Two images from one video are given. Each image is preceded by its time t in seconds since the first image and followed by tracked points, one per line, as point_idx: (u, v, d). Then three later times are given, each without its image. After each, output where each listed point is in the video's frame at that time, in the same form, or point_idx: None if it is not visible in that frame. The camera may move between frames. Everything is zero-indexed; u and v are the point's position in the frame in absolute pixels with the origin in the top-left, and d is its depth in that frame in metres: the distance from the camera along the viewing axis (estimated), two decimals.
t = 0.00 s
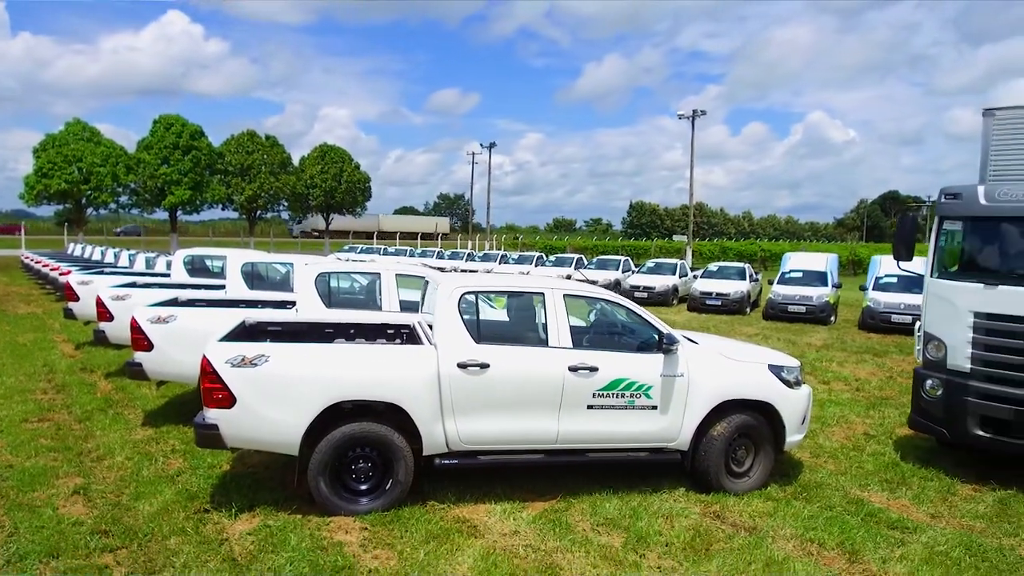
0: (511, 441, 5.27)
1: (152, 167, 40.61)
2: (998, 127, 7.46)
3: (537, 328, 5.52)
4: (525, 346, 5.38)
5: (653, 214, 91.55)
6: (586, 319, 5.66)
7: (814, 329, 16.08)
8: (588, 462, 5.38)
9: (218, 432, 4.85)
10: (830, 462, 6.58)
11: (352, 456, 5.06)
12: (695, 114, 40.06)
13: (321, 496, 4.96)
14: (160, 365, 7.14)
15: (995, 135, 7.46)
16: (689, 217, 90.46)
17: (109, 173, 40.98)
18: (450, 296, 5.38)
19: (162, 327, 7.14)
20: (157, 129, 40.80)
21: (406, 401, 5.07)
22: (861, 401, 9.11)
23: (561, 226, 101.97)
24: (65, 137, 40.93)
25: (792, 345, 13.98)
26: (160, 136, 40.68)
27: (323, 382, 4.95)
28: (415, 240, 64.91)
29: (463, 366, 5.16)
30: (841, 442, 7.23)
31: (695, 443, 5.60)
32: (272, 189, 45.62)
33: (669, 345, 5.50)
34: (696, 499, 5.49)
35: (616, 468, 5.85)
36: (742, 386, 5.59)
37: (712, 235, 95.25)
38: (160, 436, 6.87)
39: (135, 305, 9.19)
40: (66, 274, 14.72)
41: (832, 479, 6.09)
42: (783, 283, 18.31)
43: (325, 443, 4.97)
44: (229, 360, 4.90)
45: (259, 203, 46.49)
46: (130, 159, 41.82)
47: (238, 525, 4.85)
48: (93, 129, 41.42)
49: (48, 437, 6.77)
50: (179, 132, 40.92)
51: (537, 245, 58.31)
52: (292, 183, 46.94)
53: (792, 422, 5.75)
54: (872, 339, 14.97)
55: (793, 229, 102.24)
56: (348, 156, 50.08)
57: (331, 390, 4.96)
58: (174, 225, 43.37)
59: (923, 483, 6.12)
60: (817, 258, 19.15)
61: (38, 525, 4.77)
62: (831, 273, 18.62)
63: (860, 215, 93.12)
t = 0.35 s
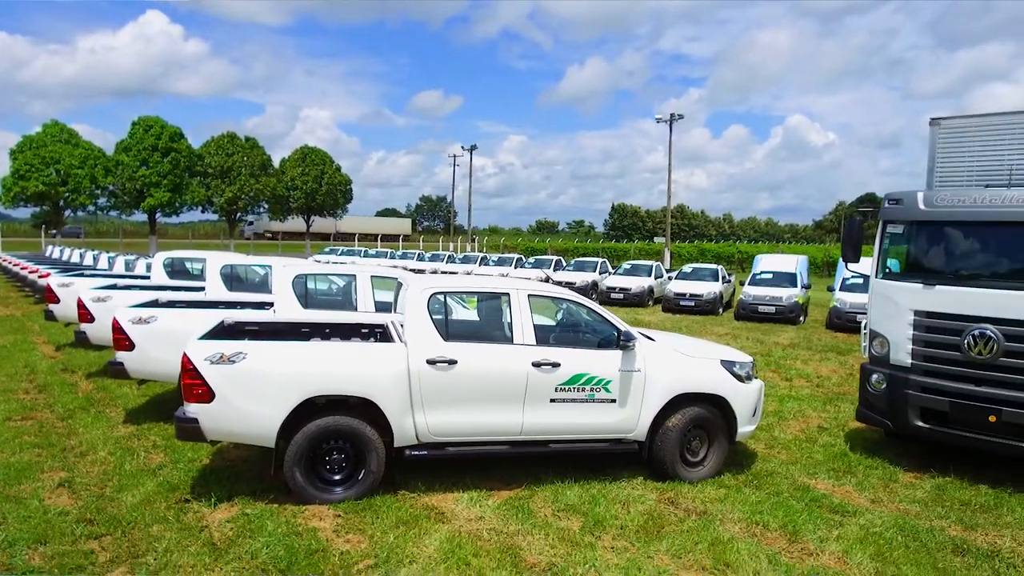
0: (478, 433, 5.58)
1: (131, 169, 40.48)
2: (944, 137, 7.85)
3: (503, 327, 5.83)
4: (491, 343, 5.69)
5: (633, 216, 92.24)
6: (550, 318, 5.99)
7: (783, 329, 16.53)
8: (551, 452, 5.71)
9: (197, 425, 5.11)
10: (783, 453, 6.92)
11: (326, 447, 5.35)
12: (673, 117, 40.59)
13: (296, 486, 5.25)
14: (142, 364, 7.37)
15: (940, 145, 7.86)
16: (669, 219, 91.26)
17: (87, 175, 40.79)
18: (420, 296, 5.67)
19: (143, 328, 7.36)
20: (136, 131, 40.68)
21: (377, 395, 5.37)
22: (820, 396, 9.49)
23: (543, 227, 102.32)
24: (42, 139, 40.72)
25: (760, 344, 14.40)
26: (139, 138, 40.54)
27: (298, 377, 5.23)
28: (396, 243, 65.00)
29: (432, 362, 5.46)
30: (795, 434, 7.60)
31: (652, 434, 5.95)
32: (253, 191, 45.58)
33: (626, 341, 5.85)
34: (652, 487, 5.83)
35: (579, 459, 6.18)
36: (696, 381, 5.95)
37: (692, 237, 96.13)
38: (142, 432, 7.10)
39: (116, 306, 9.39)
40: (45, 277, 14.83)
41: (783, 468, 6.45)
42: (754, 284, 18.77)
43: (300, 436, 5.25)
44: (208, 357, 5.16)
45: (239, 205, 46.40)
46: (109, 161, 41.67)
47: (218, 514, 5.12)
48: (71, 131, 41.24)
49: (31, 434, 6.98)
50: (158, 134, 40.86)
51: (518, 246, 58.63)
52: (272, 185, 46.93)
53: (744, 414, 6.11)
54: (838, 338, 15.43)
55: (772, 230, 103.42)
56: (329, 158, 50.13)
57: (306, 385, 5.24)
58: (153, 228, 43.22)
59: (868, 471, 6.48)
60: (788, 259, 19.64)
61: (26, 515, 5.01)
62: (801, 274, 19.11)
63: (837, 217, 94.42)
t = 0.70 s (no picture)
0: (457, 422, 5.88)
1: (123, 171, 40.68)
2: (907, 143, 8.19)
3: (482, 322, 6.13)
4: (471, 337, 5.99)
5: (625, 218, 92.69)
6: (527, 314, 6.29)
7: (765, 327, 16.89)
8: (527, 440, 6.02)
9: (190, 414, 5.40)
10: (751, 443, 7.24)
11: (313, 436, 5.64)
12: (662, 120, 40.99)
13: (284, 472, 5.54)
14: (136, 359, 7.64)
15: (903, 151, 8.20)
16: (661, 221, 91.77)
17: (78, 176, 40.87)
18: (403, 293, 5.97)
19: (138, 324, 7.63)
20: (129, 132, 40.88)
21: (362, 386, 5.66)
22: (794, 391, 9.82)
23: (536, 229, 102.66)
24: (34, 140, 40.84)
25: (742, 341, 14.73)
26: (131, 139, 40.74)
27: (287, 369, 5.52)
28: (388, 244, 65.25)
29: (414, 355, 5.75)
30: (765, 425, 7.93)
31: (624, 424, 6.27)
32: (245, 193, 45.78)
33: (599, 336, 6.16)
34: (624, 473, 6.15)
35: (555, 448, 6.49)
36: (666, 373, 6.27)
37: (683, 238, 96.65)
38: (136, 425, 7.37)
39: (110, 304, 9.66)
40: (40, 277, 15.03)
41: (750, 457, 6.76)
42: (738, 284, 19.13)
43: (288, 425, 5.55)
44: (200, 350, 5.43)
45: (231, 206, 46.55)
46: (100, 163, 41.77)
47: (209, 498, 5.40)
48: (63, 132, 41.38)
49: (30, 427, 7.24)
50: (150, 136, 41.02)
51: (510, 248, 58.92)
52: (264, 186, 47.10)
53: (711, 405, 6.43)
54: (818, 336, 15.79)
55: (763, 232, 104.06)
56: (322, 160, 50.34)
57: (294, 376, 5.53)
58: (145, 229, 43.34)
59: (831, 459, 6.79)
60: (771, 260, 20.01)
61: (27, 499, 5.29)
62: (784, 275, 19.49)
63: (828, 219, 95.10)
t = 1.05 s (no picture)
0: (439, 411, 6.17)
1: (122, 171, 41.24)
2: (877, 144, 8.50)
3: (463, 316, 6.41)
4: (452, 331, 6.27)
5: (623, 218, 92.97)
6: (506, 309, 6.58)
7: (752, 325, 17.18)
8: (506, 428, 6.32)
9: (184, 403, 5.68)
10: (725, 433, 7.53)
11: (300, 424, 5.94)
12: (657, 121, 41.28)
13: (273, 458, 5.83)
14: (133, 352, 7.92)
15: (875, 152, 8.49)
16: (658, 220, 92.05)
17: (77, 176, 41.12)
18: (387, 288, 6.25)
19: (135, 319, 7.93)
20: (128, 132, 41.27)
21: (347, 377, 5.95)
22: (773, 385, 10.10)
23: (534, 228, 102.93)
24: (34, 140, 41.13)
25: (728, 338, 15.02)
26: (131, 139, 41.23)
27: (275, 360, 5.81)
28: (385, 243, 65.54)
29: (397, 347, 6.04)
30: (740, 417, 8.22)
31: (599, 413, 6.57)
32: (243, 193, 46.09)
33: (575, 329, 6.46)
34: (598, 460, 6.44)
35: (534, 436, 6.78)
36: (639, 365, 6.57)
37: (681, 238, 96.93)
38: (133, 416, 7.66)
39: (108, 301, 9.95)
40: (40, 275, 15.29)
41: (721, 445, 7.06)
42: (727, 282, 19.42)
43: (277, 413, 5.84)
44: (193, 342, 5.71)
45: (230, 206, 46.84)
46: (99, 163, 42.09)
47: (202, 482, 5.69)
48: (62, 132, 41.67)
49: (31, 418, 7.53)
50: (149, 136, 41.40)
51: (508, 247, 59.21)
52: (263, 185, 47.37)
53: (683, 395, 6.73)
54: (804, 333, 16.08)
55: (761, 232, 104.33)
56: (320, 159, 50.62)
57: (282, 367, 5.82)
58: (144, 228, 43.63)
59: (800, 447, 7.08)
60: (761, 259, 20.30)
61: (28, 483, 5.58)
62: (773, 273, 19.78)
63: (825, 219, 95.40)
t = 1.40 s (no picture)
0: (424, 405, 6.45)
1: (122, 171, 41.72)
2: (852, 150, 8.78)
3: (447, 314, 6.68)
4: (436, 328, 6.54)
5: (621, 218, 93.24)
6: (489, 307, 6.84)
7: (742, 324, 17.46)
8: (488, 422, 6.59)
9: (179, 396, 5.96)
10: (702, 427, 7.80)
11: (291, 418, 6.21)
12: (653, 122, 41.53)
13: (264, 450, 6.10)
14: (131, 350, 8.19)
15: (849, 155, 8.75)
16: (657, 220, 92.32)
17: (77, 177, 41.40)
18: (373, 288, 6.51)
19: (133, 317, 8.19)
20: (128, 133, 41.65)
21: (335, 373, 6.22)
22: (754, 382, 10.38)
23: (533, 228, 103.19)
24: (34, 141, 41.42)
25: (716, 337, 15.29)
26: (130, 140, 41.71)
27: (266, 356, 6.08)
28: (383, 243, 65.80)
29: (383, 344, 6.30)
30: (719, 412, 8.49)
31: (578, 408, 6.85)
32: (242, 194, 46.39)
33: (555, 327, 6.73)
34: (577, 452, 6.72)
35: (517, 430, 7.06)
36: (617, 361, 6.85)
37: (679, 238, 97.18)
38: (131, 411, 7.93)
39: (107, 300, 10.22)
40: (40, 275, 15.55)
41: (697, 439, 7.33)
42: (718, 282, 19.69)
43: (268, 407, 6.11)
44: (188, 339, 5.98)
45: (229, 207, 47.12)
46: (99, 163, 42.38)
47: (196, 473, 5.97)
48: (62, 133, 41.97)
49: (32, 413, 7.80)
50: (149, 137, 41.89)
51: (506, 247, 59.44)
52: (262, 186, 47.65)
53: (660, 390, 7.00)
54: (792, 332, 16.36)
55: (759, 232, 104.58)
56: (319, 160, 50.88)
57: (273, 363, 6.09)
58: (143, 228, 43.93)
59: (773, 441, 7.35)
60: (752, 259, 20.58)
61: (30, 474, 5.85)
62: (764, 273, 20.05)
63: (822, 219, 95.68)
